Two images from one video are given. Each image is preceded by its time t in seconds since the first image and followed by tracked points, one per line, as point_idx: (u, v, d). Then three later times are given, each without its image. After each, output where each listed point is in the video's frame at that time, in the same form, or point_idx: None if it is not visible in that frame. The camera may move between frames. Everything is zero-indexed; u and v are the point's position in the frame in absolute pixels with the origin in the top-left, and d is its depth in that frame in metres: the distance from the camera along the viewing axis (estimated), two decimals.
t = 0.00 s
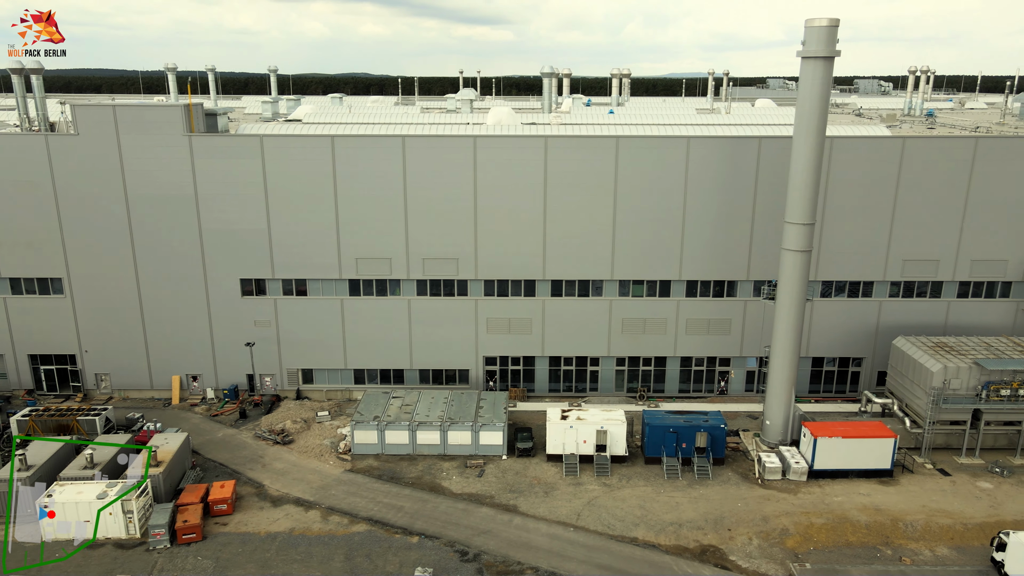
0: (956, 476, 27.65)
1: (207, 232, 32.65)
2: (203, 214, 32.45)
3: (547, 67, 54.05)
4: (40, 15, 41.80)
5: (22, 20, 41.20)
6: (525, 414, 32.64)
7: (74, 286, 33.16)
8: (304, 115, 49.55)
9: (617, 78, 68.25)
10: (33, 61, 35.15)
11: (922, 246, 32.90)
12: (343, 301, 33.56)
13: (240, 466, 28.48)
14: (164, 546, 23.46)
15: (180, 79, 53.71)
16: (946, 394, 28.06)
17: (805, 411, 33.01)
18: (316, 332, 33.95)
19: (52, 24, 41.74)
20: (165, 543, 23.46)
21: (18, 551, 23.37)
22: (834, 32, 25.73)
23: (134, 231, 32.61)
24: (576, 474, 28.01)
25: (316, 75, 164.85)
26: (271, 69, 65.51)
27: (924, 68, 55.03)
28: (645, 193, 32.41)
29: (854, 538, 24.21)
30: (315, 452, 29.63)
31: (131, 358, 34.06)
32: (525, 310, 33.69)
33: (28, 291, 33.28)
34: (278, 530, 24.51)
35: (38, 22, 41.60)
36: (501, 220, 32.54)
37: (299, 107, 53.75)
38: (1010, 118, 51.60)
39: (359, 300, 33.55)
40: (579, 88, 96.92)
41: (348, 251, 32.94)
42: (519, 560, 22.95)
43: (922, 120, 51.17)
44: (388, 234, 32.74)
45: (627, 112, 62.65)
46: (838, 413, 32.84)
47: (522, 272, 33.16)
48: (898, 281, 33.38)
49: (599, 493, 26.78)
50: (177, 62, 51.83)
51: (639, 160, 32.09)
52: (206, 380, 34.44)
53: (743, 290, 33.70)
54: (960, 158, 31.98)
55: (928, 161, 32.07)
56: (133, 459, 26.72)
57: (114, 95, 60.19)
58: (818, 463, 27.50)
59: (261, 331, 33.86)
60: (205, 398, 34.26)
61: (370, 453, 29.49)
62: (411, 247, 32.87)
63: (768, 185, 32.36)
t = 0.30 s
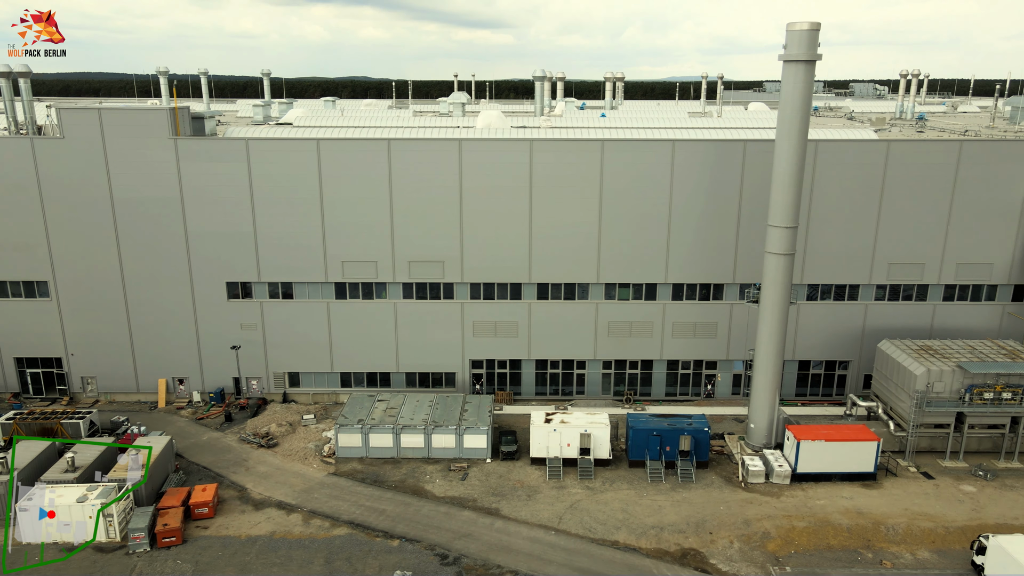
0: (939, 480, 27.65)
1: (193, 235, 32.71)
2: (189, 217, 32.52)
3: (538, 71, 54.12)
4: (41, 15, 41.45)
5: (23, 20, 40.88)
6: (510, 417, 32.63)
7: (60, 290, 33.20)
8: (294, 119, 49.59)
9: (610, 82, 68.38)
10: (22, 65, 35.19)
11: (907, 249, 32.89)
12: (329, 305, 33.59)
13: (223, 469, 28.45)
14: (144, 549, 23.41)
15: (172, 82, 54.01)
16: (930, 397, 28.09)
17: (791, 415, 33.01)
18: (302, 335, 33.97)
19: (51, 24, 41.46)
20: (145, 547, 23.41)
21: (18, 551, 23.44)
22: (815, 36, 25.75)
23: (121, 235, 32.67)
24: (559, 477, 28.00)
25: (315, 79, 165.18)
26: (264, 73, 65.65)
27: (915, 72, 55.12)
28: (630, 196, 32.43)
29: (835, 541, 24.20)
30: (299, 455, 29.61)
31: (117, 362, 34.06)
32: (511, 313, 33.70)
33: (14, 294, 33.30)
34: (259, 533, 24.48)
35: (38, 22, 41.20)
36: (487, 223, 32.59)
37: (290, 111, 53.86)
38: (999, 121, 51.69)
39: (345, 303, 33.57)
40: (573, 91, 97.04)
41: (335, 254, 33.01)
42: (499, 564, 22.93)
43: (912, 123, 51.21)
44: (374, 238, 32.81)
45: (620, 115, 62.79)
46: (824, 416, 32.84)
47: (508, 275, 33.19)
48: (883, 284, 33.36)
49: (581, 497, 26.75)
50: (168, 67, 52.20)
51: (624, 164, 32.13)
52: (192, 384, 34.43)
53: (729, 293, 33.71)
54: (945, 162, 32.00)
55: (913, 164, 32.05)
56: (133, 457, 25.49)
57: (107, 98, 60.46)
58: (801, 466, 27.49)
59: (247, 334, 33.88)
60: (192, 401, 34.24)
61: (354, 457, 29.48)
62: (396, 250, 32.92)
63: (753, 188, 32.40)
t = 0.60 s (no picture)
0: (922, 481, 27.67)
1: (179, 237, 32.77)
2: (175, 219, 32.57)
3: (529, 72, 54.26)
4: (41, 15, 41.32)
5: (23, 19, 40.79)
6: (496, 419, 32.63)
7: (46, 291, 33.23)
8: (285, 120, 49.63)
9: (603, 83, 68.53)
10: (10, 66, 35.17)
11: (893, 251, 32.90)
12: (316, 306, 33.63)
13: (206, 471, 28.45)
14: (124, 551, 23.37)
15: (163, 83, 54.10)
16: (913, 398, 28.13)
17: (777, 416, 33.02)
18: (289, 337, 33.99)
19: (52, 24, 41.36)
20: (125, 549, 23.37)
21: (18, 551, 23.54)
22: (797, 38, 25.81)
23: (107, 236, 32.71)
24: (542, 479, 28.00)
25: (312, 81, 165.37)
26: (257, 73, 65.72)
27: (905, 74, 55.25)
28: (616, 198, 32.46)
29: (816, 542, 24.20)
30: (284, 457, 29.62)
31: (103, 363, 34.07)
32: (498, 315, 33.72)
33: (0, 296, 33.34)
34: (240, 535, 24.46)
35: (38, 22, 41.03)
36: (473, 226, 32.65)
37: (282, 113, 53.93)
38: (989, 123, 51.83)
39: (331, 305, 33.61)
40: (568, 93, 97.18)
41: (321, 256, 33.05)
42: (478, 565, 22.93)
43: (902, 125, 51.29)
44: (360, 240, 32.86)
45: (612, 117, 62.91)
46: (809, 418, 32.85)
47: (494, 277, 33.21)
48: (870, 286, 33.36)
49: (564, 498, 26.75)
50: (159, 68, 52.27)
51: (609, 166, 32.16)
52: (179, 385, 34.44)
53: (716, 295, 33.71)
54: (930, 163, 31.99)
55: (898, 166, 32.06)
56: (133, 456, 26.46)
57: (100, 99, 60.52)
58: (784, 468, 27.51)
59: (233, 335, 33.89)
60: (178, 403, 34.24)
61: (338, 458, 29.48)
62: (383, 252, 32.96)
63: (738, 190, 32.43)
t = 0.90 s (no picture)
0: (906, 481, 27.68)
1: (165, 237, 32.81)
2: (161, 219, 32.62)
3: (521, 72, 54.33)
4: (41, 16, 41.22)
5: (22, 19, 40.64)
6: (482, 419, 32.65)
7: (33, 291, 33.26)
8: (276, 120, 49.66)
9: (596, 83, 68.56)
10: None
11: (879, 251, 32.91)
12: (302, 306, 33.66)
13: (190, 470, 28.46)
14: (105, 550, 23.44)
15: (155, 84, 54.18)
16: (896, 398, 28.17)
17: (763, 416, 33.05)
18: (276, 336, 34.02)
19: (52, 24, 41.18)
20: (105, 548, 23.43)
21: (19, 551, 23.59)
22: (779, 37, 25.83)
23: (94, 236, 32.75)
24: (526, 478, 28.01)
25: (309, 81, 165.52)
26: (251, 73, 65.73)
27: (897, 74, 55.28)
28: (601, 198, 32.46)
29: (797, 542, 24.21)
30: (268, 456, 29.63)
31: (89, 363, 34.09)
32: (484, 315, 33.74)
33: None
34: (221, 535, 24.44)
35: (37, 22, 40.84)
36: (459, 225, 32.67)
37: (274, 113, 53.95)
38: (979, 123, 51.87)
39: (318, 305, 33.63)
40: (564, 92, 97.21)
41: (307, 256, 33.07)
42: (459, 565, 22.93)
43: (893, 125, 51.34)
44: (346, 239, 32.88)
45: (605, 117, 62.95)
46: (795, 418, 32.87)
47: (480, 277, 33.23)
48: (856, 286, 33.38)
49: (547, 498, 26.75)
50: (151, 69, 52.40)
51: (595, 166, 32.17)
52: (166, 385, 34.45)
53: (702, 295, 33.72)
54: (916, 163, 32.00)
55: (884, 166, 32.07)
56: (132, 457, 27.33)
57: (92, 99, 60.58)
58: (767, 467, 27.53)
59: (220, 335, 33.92)
60: (165, 403, 34.24)
61: (323, 458, 29.48)
62: (368, 251, 33.00)
63: (724, 190, 32.45)
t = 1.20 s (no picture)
0: (889, 481, 27.70)
1: (151, 237, 32.81)
2: (147, 219, 32.61)
3: (513, 72, 54.33)
4: (39, 16, 40.55)
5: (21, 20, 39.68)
6: (468, 418, 32.68)
7: (19, 291, 33.27)
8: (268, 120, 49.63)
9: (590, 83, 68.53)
10: None
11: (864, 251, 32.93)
12: (289, 306, 33.66)
13: (175, 470, 28.45)
14: (85, 550, 23.39)
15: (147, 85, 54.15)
16: (880, 398, 28.20)
17: (749, 416, 33.07)
18: (262, 336, 34.02)
19: (51, 24, 40.55)
20: (85, 548, 23.39)
21: (18, 551, 23.51)
22: (762, 37, 25.87)
23: (80, 236, 32.76)
24: (509, 478, 28.01)
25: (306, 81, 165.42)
26: (244, 72, 65.71)
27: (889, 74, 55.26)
28: (587, 198, 32.47)
29: (778, 542, 24.22)
30: (253, 456, 29.64)
31: (76, 363, 34.10)
32: (470, 315, 33.76)
33: None
34: (203, 534, 24.44)
35: (37, 22, 40.23)
36: (445, 225, 32.70)
37: (265, 113, 53.93)
38: (970, 124, 51.92)
39: (304, 304, 33.64)
40: (559, 92, 97.28)
41: (293, 256, 33.09)
42: (439, 565, 22.93)
43: (883, 125, 51.38)
44: (333, 239, 32.89)
45: (599, 117, 62.96)
46: (781, 418, 32.89)
47: (466, 276, 33.23)
48: (842, 286, 33.38)
49: (530, 498, 26.76)
50: (142, 69, 52.41)
51: (581, 166, 32.18)
52: (152, 385, 34.45)
53: (688, 295, 33.72)
54: (901, 163, 32.01)
55: (870, 165, 32.06)
56: (132, 460, 28.29)
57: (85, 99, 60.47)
58: (751, 467, 27.56)
59: (206, 335, 33.92)
60: (151, 403, 34.22)
61: (308, 458, 29.49)
62: (355, 251, 33.02)
63: (710, 190, 32.44)
